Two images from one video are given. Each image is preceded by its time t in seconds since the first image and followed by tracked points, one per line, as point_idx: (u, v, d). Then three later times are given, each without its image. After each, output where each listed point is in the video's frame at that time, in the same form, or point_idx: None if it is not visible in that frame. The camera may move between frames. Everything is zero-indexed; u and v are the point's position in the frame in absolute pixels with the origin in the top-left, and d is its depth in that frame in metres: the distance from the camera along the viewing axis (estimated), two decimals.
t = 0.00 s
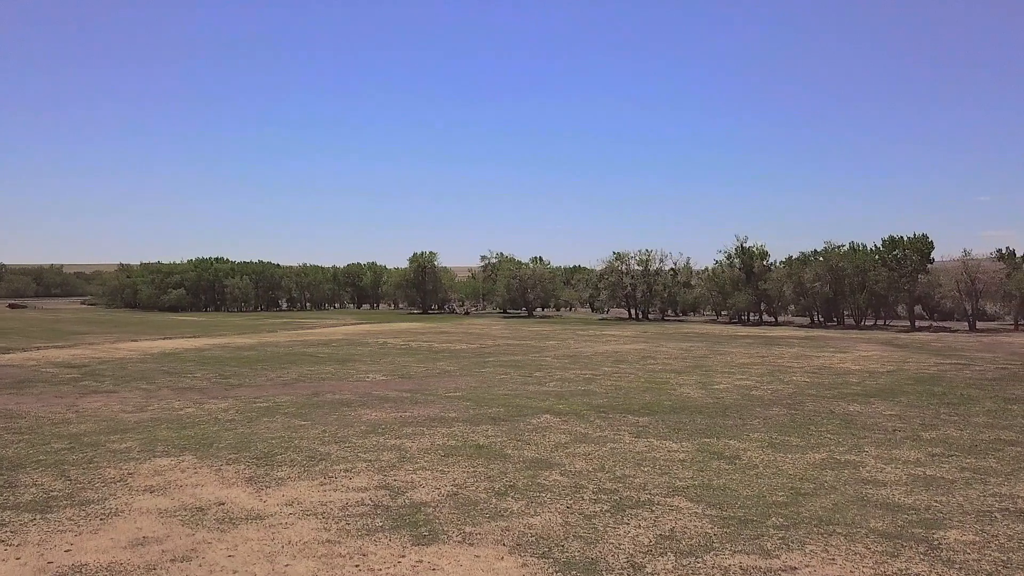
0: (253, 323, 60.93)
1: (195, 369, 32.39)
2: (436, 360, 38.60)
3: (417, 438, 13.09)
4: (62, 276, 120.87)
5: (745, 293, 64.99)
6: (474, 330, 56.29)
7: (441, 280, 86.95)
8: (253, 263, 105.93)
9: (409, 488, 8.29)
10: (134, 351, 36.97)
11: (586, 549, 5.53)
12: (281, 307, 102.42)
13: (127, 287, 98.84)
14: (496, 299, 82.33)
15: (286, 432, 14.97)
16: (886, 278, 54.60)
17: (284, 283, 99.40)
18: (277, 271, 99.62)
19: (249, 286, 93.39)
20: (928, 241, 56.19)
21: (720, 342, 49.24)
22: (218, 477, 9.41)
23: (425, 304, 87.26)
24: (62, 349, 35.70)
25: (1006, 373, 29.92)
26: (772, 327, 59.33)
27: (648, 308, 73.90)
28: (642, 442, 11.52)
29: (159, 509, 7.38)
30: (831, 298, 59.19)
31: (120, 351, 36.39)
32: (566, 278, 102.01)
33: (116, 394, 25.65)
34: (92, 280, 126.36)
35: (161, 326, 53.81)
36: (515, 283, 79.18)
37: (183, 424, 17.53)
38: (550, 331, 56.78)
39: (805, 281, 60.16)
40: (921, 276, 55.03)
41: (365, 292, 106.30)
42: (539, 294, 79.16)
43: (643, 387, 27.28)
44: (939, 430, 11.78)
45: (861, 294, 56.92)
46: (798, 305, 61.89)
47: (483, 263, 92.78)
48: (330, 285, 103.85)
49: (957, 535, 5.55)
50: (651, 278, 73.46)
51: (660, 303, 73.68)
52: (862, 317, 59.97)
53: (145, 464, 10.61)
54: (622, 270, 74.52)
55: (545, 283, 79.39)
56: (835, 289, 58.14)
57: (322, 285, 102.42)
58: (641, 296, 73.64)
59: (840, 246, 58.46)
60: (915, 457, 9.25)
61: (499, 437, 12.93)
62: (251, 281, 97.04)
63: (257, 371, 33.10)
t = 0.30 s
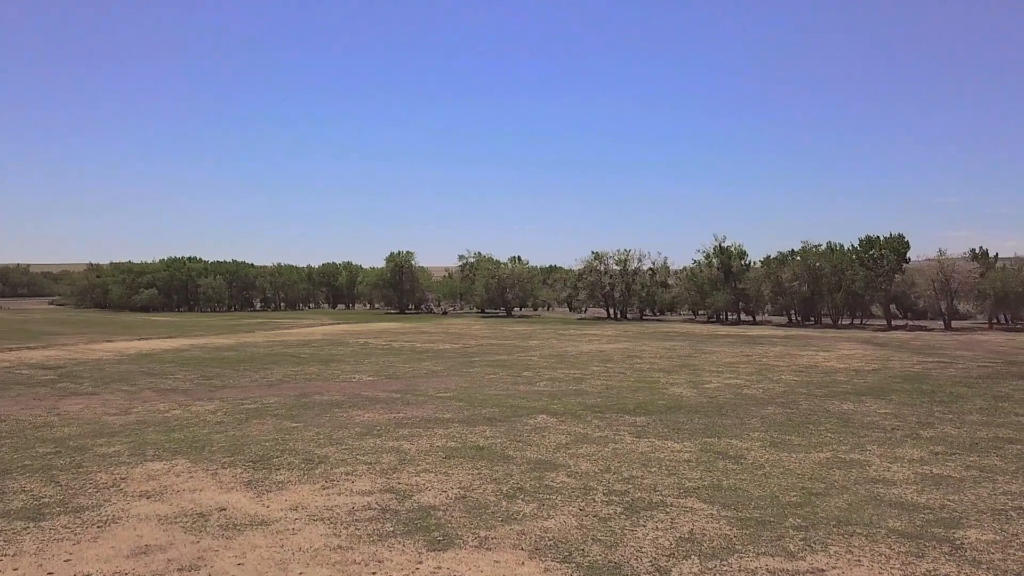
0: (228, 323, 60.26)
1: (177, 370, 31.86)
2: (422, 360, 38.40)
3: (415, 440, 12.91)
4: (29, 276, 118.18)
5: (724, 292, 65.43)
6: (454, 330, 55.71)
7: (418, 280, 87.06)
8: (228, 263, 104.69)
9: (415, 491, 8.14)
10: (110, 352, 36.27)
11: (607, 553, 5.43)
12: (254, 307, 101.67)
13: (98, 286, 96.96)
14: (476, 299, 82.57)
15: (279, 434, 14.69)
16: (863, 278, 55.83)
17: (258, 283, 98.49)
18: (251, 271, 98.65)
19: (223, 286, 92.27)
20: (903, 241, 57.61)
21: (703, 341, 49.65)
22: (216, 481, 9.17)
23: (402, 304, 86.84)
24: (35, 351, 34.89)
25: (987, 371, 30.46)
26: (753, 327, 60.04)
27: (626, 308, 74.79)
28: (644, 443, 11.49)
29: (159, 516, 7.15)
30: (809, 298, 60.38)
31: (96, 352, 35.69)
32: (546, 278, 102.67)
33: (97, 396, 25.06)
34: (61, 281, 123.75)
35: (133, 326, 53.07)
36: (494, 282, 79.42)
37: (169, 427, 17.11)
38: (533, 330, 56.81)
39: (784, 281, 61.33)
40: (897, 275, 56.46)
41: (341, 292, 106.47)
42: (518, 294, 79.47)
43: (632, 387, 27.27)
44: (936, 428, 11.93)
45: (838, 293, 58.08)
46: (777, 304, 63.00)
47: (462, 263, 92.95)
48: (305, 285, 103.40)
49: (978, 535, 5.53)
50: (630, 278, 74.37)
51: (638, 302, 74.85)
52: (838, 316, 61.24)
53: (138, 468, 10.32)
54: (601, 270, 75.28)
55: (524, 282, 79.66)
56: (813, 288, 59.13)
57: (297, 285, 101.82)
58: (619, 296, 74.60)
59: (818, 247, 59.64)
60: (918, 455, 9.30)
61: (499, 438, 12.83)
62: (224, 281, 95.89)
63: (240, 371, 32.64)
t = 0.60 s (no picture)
0: (203, 323, 59.56)
1: (159, 371, 31.32)
2: (408, 360, 38.20)
3: (413, 441, 12.75)
4: None
5: (705, 292, 66.55)
6: (435, 330, 55.47)
7: (397, 280, 87.39)
8: (205, 262, 103.53)
9: (421, 494, 7.99)
10: (87, 352, 35.59)
11: (627, 557, 5.33)
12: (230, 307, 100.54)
13: (70, 286, 95.22)
14: (456, 298, 82.80)
15: (273, 435, 14.42)
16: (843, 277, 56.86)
17: (235, 283, 97.47)
18: (227, 271, 97.55)
19: (198, 286, 91.10)
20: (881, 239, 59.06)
21: (687, 340, 49.94)
22: (214, 485, 8.96)
23: (382, 304, 87.41)
24: (9, 351, 34.11)
25: (973, 370, 30.95)
26: (735, 326, 60.63)
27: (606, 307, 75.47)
28: (645, 443, 11.44)
29: (159, 522, 6.94)
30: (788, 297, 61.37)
31: (74, 353, 35.00)
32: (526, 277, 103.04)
33: (80, 397, 24.50)
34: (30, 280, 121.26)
35: (106, 326, 52.42)
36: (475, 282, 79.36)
37: (158, 428, 16.73)
38: (517, 330, 56.72)
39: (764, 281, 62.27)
40: (875, 275, 57.31)
41: (319, 291, 106.23)
42: (498, 293, 79.61)
43: (623, 387, 27.23)
44: (933, 427, 12.05)
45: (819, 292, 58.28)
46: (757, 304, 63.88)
47: (442, 262, 92.98)
48: (282, 285, 102.70)
49: (997, 535, 5.52)
50: (610, 278, 75.09)
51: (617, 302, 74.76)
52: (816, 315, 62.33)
53: (130, 472, 10.05)
54: (581, 270, 75.88)
55: (504, 282, 79.81)
56: (794, 287, 59.75)
57: (274, 285, 100.93)
58: (599, 296, 75.40)
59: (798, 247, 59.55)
60: (921, 454, 9.34)
61: (498, 439, 12.72)
62: (200, 280, 94.77)
63: (224, 371, 32.19)
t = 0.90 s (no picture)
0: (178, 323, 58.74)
1: (141, 372, 30.75)
2: (396, 360, 37.97)
3: (412, 442, 12.58)
4: None
5: (686, 291, 67.14)
6: (417, 330, 55.16)
7: (375, 279, 87.20)
8: (181, 262, 102.21)
9: (427, 496, 7.84)
10: (64, 353, 34.88)
11: (649, 560, 5.25)
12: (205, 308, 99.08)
13: (42, 286, 93.33)
14: (436, 298, 82.71)
15: (266, 437, 14.13)
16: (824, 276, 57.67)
17: (211, 283, 96.32)
18: (203, 270, 96.24)
19: (173, 286, 89.76)
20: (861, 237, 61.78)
21: (672, 339, 50.19)
22: (212, 488, 8.74)
23: (359, 303, 87.28)
24: None
25: (958, 368, 31.39)
26: (717, 325, 61.15)
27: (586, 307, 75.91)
28: (646, 443, 11.39)
29: (160, 528, 6.73)
30: (769, 296, 62.13)
31: (50, 354, 34.26)
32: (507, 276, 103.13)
33: (62, 399, 23.94)
34: None
35: (77, 326, 51.62)
36: (455, 282, 79.33)
37: (146, 430, 16.32)
38: (500, 330, 56.56)
39: (745, 280, 63.01)
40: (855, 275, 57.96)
41: (295, 291, 105.45)
42: (478, 292, 79.61)
43: (614, 387, 27.14)
44: (933, 426, 12.14)
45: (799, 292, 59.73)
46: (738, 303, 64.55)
47: (422, 262, 92.84)
48: (258, 285, 101.73)
49: (1017, 534, 5.52)
50: (591, 278, 75.52)
51: (597, 302, 75.89)
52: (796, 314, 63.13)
53: (123, 476, 9.77)
54: (562, 269, 76.23)
55: (485, 282, 79.84)
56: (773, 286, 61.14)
57: (250, 285, 99.86)
58: (579, 296, 75.90)
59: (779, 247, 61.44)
60: (925, 453, 9.38)
61: (497, 439, 12.61)
62: (175, 280, 93.52)
63: (207, 372, 31.73)
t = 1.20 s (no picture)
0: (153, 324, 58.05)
1: (121, 372, 30.21)
2: (382, 360, 37.77)
3: (410, 443, 12.43)
4: None
5: (665, 290, 67.92)
6: (400, 330, 54.96)
7: (353, 279, 86.95)
8: (155, 262, 100.94)
9: (435, 498, 7.72)
10: (39, 354, 34.18)
11: (672, 563, 5.16)
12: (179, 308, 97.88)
13: (12, 285, 91.54)
14: (415, 297, 82.53)
15: (260, 439, 13.85)
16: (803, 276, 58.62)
17: (186, 282, 95.26)
18: (177, 270, 95.12)
19: (148, 285, 88.65)
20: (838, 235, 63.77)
21: (655, 338, 50.53)
22: (211, 492, 8.53)
23: (336, 303, 87.18)
24: None
25: (941, 366, 31.93)
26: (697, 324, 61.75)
27: (565, 306, 76.58)
28: (648, 442, 11.35)
29: (162, 535, 6.53)
30: (748, 296, 63.01)
31: (24, 355, 33.58)
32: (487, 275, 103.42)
33: (43, 401, 23.36)
34: None
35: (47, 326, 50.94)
36: (435, 282, 79.48)
37: (134, 431, 15.92)
38: (481, 329, 56.60)
39: (725, 280, 63.80)
40: (834, 275, 58.98)
41: (270, 290, 104.40)
42: (458, 292, 79.77)
43: (604, 387, 27.10)
44: (930, 424, 12.27)
45: (777, 291, 60.82)
46: (718, 302, 65.31)
47: (401, 261, 92.76)
48: (234, 285, 100.95)
49: None
50: (571, 278, 76.07)
51: (576, 300, 76.62)
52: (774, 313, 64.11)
53: (117, 481, 9.51)
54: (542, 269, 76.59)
55: (464, 281, 79.99)
56: (753, 285, 62.18)
57: (226, 284, 98.93)
58: (559, 296, 76.46)
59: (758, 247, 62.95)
60: (928, 451, 9.44)
61: (496, 439, 12.50)
62: (149, 279, 92.36)
63: (190, 372, 31.27)
